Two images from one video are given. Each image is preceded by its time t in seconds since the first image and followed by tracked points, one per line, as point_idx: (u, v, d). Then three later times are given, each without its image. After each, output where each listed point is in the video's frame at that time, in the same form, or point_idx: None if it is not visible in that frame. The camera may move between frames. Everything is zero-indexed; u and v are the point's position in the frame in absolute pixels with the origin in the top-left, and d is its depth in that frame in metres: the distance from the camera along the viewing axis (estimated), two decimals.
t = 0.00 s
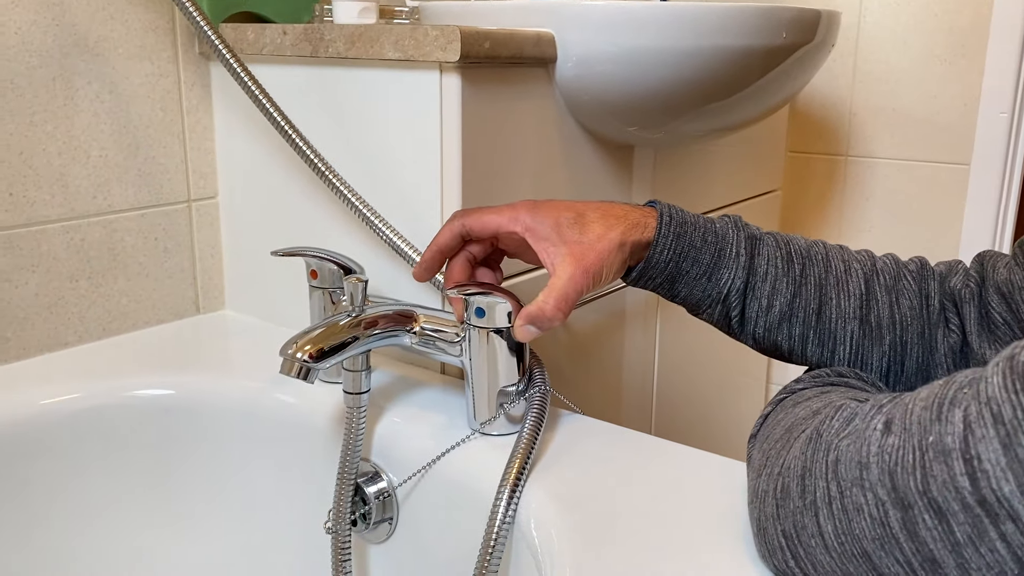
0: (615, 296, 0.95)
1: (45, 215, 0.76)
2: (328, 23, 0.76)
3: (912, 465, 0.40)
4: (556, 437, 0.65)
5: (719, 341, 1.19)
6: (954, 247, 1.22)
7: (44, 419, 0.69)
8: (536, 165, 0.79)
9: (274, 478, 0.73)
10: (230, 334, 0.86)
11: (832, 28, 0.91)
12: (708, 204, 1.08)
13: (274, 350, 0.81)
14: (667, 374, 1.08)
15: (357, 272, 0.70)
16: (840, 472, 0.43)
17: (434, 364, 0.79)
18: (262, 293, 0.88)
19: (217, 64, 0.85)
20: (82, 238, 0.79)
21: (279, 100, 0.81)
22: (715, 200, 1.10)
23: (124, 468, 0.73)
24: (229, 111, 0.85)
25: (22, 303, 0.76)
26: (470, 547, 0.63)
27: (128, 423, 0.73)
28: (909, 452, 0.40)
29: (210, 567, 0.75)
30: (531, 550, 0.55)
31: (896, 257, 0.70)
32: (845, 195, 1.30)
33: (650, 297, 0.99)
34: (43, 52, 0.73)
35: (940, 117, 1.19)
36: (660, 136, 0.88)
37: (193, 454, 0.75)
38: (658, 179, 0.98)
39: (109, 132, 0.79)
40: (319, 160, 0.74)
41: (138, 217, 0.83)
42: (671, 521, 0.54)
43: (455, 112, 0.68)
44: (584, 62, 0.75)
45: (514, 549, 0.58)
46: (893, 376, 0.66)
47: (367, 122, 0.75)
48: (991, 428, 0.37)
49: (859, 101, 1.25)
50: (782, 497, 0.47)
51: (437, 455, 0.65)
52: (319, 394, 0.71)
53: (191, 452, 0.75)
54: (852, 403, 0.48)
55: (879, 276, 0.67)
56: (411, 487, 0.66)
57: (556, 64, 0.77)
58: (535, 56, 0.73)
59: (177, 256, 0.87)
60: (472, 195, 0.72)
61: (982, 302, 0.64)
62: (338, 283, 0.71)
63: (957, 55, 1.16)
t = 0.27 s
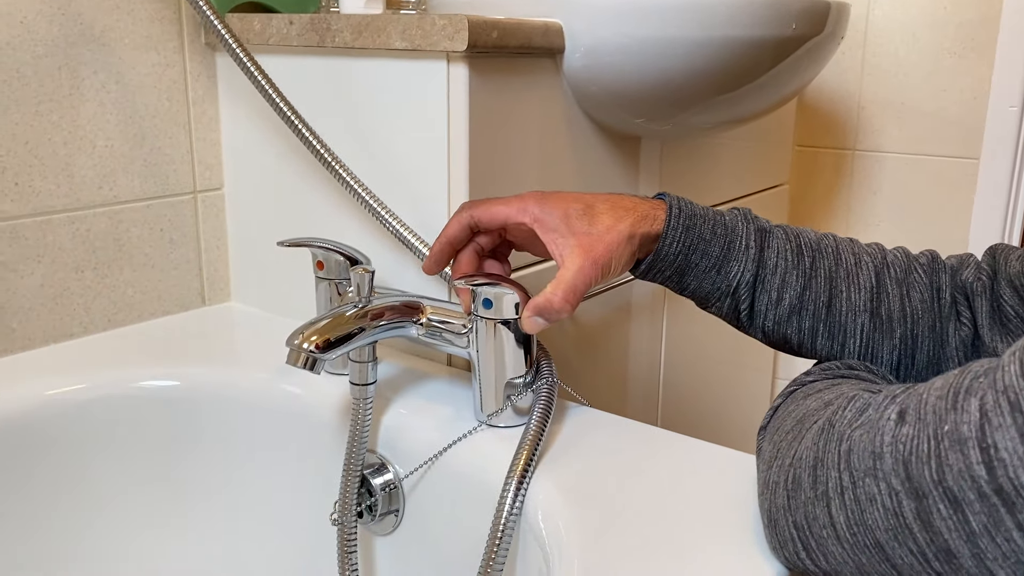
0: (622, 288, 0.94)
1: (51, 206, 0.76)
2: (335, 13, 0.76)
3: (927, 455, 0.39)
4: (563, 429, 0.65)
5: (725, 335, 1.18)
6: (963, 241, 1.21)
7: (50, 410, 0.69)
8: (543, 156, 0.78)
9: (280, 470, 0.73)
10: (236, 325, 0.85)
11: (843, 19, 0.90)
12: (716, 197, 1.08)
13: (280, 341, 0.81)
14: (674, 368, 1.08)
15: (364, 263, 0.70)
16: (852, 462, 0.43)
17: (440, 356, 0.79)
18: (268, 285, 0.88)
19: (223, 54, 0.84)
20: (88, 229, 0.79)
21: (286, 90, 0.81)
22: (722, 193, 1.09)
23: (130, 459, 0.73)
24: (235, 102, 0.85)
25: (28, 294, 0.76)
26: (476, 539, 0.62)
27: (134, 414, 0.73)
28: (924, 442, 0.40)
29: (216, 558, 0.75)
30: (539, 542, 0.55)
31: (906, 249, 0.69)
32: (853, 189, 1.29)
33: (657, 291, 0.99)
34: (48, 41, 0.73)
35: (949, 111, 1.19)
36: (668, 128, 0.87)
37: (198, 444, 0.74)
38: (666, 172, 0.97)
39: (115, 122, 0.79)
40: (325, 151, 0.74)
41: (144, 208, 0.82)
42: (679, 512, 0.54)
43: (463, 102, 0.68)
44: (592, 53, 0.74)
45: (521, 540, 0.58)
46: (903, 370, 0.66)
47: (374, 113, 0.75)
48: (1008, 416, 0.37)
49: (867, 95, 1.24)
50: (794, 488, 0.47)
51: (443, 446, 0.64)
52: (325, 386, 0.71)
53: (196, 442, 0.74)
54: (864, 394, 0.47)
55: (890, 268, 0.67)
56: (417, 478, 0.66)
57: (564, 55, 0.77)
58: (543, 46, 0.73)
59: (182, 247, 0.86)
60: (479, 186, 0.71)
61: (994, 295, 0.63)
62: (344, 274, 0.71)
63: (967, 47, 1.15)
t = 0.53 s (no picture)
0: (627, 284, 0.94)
1: (58, 200, 0.76)
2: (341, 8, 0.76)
3: (934, 450, 0.39)
4: (568, 425, 0.65)
5: (731, 332, 1.18)
6: (970, 238, 1.20)
7: (56, 403, 0.70)
8: (549, 152, 0.78)
9: (285, 465, 0.73)
10: (242, 320, 0.86)
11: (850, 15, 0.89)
12: (721, 194, 1.08)
13: (286, 336, 0.81)
14: (679, 364, 1.08)
15: (370, 258, 0.70)
16: (859, 458, 0.43)
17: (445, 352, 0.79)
18: (274, 280, 0.88)
19: (229, 49, 0.84)
20: (95, 223, 0.79)
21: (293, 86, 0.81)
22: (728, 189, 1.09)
23: (137, 454, 0.74)
24: (241, 97, 0.85)
25: (34, 288, 0.76)
26: (482, 534, 0.62)
27: (141, 408, 0.73)
28: (931, 437, 0.40)
29: (222, 553, 0.76)
30: (545, 537, 0.55)
31: (916, 246, 0.69)
32: (859, 186, 1.29)
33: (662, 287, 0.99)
34: (55, 36, 0.73)
35: (956, 107, 1.18)
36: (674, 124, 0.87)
37: (203, 438, 0.75)
38: (672, 168, 0.97)
39: (121, 117, 0.79)
40: (331, 146, 0.74)
41: (150, 203, 0.83)
42: (685, 508, 0.54)
43: (469, 97, 0.68)
44: (598, 48, 0.74)
45: (527, 536, 0.58)
46: (912, 366, 0.66)
47: (380, 108, 0.75)
48: (1016, 412, 0.37)
49: (874, 91, 1.24)
50: (800, 484, 0.47)
51: (449, 442, 0.64)
52: (331, 381, 0.71)
53: (201, 437, 0.75)
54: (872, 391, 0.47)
55: (898, 266, 0.67)
56: (423, 474, 0.66)
57: (571, 50, 0.76)
58: (550, 41, 0.73)
59: (188, 242, 0.87)
60: (485, 181, 0.71)
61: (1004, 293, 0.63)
62: (350, 269, 0.71)
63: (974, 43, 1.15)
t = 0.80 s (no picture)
0: (630, 281, 0.94)
1: (59, 196, 0.76)
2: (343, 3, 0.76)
3: (933, 448, 0.39)
4: (570, 421, 0.64)
5: (734, 329, 1.18)
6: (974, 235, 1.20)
7: (58, 399, 0.70)
8: (551, 148, 0.78)
9: (287, 461, 0.73)
10: (243, 316, 0.86)
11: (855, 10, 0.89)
12: (725, 190, 1.07)
13: (288, 332, 0.81)
14: (681, 361, 1.07)
15: (371, 254, 0.69)
16: (858, 455, 0.43)
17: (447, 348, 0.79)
18: (276, 276, 0.88)
19: (231, 44, 0.84)
20: (96, 219, 0.79)
21: (295, 81, 0.81)
22: (731, 185, 1.09)
23: (139, 450, 0.74)
24: (243, 92, 0.85)
25: (36, 284, 0.76)
26: (483, 531, 0.62)
27: (142, 404, 0.73)
28: (931, 435, 0.40)
29: (223, 549, 0.76)
30: (545, 534, 0.55)
31: (925, 240, 0.68)
32: (863, 182, 1.28)
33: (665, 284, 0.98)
34: (57, 31, 0.73)
35: (961, 103, 1.18)
36: (677, 120, 0.87)
37: (204, 434, 0.75)
38: (675, 164, 0.96)
39: (123, 112, 0.79)
40: (333, 141, 0.74)
41: (152, 199, 0.83)
42: (686, 505, 0.54)
43: (470, 93, 0.68)
44: (601, 43, 0.74)
45: (528, 533, 0.58)
46: (920, 363, 0.66)
47: (382, 103, 0.75)
48: (1015, 410, 0.37)
49: (878, 87, 1.23)
50: (800, 482, 0.47)
51: (450, 438, 0.64)
52: (333, 377, 0.71)
53: (202, 432, 0.74)
54: (873, 388, 0.47)
55: (908, 261, 0.66)
56: (424, 470, 0.66)
57: (573, 45, 0.76)
58: (552, 37, 0.72)
59: (191, 238, 0.87)
60: (487, 176, 0.71)
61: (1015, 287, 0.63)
62: (352, 265, 0.71)
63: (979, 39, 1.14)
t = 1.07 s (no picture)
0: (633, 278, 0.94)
1: (63, 193, 0.76)
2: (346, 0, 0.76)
3: (936, 441, 0.39)
4: (572, 419, 0.64)
5: (736, 327, 1.18)
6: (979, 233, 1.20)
7: (61, 396, 0.70)
8: (554, 145, 0.78)
9: (289, 459, 0.73)
10: (246, 313, 0.86)
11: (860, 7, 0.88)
12: (728, 188, 1.07)
13: (290, 330, 0.81)
14: (684, 359, 1.07)
15: (374, 252, 0.69)
16: (861, 450, 0.43)
17: (449, 346, 0.78)
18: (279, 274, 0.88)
19: (234, 41, 0.84)
20: (100, 216, 0.79)
21: (298, 79, 0.81)
22: (735, 183, 1.08)
23: (143, 446, 0.74)
24: (245, 90, 0.85)
25: (40, 281, 0.76)
26: (486, 529, 0.62)
27: (145, 401, 0.73)
28: (934, 428, 0.40)
29: (226, 546, 0.76)
30: (548, 532, 0.55)
31: (927, 240, 0.68)
32: (867, 180, 1.28)
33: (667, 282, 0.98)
34: (60, 28, 0.73)
35: (966, 101, 1.17)
36: (681, 118, 0.86)
37: (207, 431, 0.75)
38: (678, 162, 0.96)
39: (126, 110, 0.79)
40: (336, 139, 0.74)
41: (156, 196, 0.83)
42: (689, 503, 0.54)
43: (473, 90, 0.68)
44: (604, 39, 0.73)
45: (530, 530, 0.58)
46: (923, 362, 0.65)
47: (385, 101, 0.75)
48: (1018, 401, 0.37)
49: (882, 85, 1.23)
50: (803, 478, 0.47)
51: (452, 436, 0.64)
52: (335, 375, 0.71)
53: (205, 429, 0.75)
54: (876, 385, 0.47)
55: (910, 260, 0.66)
56: (427, 467, 0.66)
57: (577, 43, 0.76)
58: (555, 34, 0.72)
59: (194, 235, 0.87)
60: (490, 174, 0.71)
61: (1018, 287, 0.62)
62: (354, 263, 0.71)
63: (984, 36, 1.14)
